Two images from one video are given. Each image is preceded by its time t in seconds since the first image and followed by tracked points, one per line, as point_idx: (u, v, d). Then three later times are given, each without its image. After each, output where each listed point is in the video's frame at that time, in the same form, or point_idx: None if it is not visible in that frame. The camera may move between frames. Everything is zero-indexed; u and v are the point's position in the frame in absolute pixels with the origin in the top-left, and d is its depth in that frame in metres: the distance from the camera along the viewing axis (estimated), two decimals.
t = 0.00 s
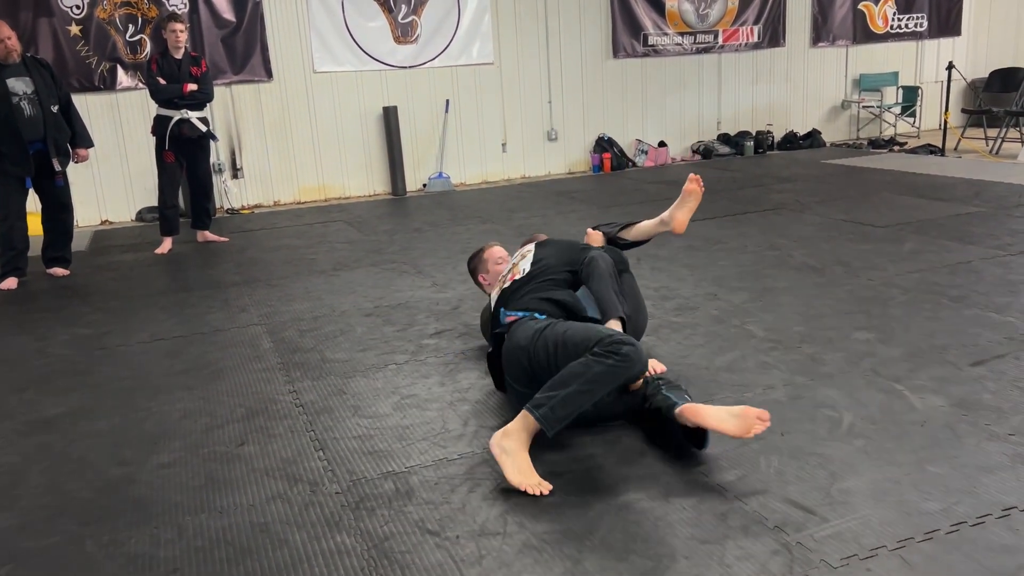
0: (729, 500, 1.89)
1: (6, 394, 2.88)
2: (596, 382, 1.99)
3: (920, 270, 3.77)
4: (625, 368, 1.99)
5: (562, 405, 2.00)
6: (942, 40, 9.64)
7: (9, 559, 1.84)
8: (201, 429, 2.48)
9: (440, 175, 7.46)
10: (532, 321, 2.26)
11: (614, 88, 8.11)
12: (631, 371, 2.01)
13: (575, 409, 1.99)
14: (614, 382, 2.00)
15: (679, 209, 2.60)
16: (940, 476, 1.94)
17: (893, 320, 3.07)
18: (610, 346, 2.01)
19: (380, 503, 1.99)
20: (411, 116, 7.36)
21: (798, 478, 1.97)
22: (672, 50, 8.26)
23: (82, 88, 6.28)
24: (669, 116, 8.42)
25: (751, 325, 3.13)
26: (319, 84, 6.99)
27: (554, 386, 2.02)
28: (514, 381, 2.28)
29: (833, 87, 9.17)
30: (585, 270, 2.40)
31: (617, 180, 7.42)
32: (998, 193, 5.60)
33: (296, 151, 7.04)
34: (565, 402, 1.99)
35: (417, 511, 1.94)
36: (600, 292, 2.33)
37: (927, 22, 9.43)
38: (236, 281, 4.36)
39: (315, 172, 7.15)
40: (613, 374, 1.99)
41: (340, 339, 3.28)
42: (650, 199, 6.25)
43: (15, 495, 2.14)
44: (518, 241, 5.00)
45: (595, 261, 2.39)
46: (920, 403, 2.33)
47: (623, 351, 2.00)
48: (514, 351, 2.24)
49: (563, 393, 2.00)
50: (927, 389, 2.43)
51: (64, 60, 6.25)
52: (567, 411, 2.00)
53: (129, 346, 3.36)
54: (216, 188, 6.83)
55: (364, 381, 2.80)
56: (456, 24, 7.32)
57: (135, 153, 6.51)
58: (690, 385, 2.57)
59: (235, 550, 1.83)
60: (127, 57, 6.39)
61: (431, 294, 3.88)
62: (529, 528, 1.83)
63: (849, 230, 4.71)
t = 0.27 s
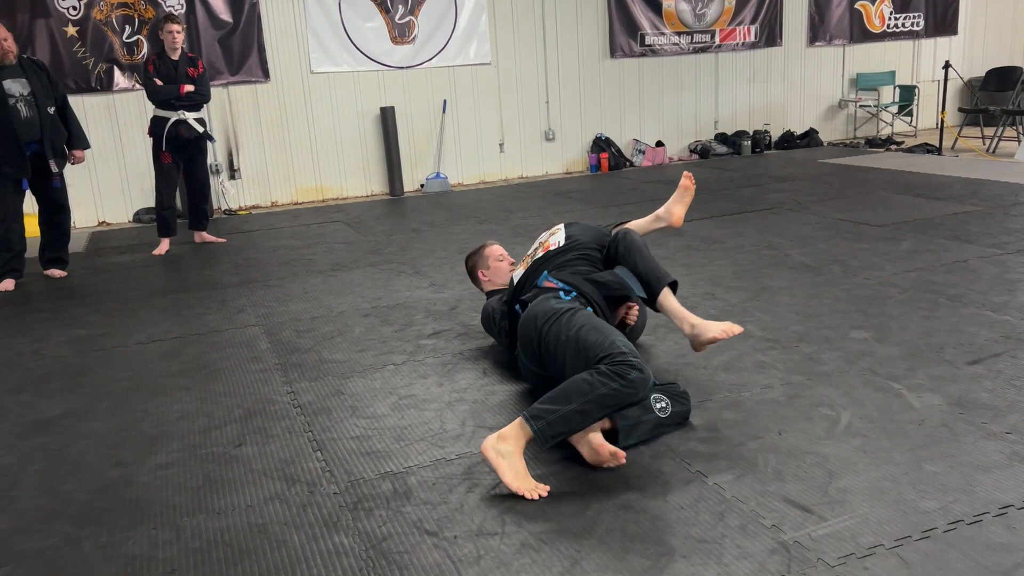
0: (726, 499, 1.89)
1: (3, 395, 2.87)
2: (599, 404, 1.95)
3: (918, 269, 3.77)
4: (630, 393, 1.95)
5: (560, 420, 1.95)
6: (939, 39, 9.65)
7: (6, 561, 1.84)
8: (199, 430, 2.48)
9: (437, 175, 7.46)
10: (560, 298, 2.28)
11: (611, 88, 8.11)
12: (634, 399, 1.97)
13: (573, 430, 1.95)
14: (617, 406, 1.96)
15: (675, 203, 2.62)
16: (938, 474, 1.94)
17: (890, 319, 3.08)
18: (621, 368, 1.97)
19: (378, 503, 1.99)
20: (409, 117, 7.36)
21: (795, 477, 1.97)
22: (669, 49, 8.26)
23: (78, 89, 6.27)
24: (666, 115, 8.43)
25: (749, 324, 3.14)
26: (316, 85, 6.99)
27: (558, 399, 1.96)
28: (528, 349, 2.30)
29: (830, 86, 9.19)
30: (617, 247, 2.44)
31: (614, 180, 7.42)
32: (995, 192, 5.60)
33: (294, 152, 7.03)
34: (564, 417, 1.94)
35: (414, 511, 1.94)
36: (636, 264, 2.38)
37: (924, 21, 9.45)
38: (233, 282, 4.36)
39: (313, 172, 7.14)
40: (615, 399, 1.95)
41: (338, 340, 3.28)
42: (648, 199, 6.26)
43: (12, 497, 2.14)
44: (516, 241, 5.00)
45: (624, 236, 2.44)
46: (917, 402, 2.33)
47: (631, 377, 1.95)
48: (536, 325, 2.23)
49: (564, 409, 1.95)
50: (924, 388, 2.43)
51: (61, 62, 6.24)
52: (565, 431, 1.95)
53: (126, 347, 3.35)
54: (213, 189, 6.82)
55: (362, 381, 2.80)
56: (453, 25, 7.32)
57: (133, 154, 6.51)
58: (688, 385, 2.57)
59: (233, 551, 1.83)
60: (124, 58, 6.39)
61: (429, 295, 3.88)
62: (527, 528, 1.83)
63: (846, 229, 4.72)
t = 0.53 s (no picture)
0: (724, 499, 1.89)
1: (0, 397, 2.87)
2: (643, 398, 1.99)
3: (915, 268, 3.78)
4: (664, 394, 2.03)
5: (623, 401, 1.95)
6: (935, 39, 9.67)
7: (3, 562, 1.83)
8: (197, 431, 2.48)
9: (435, 175, 7.46)
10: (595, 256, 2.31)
11: (608, 88, 8.12)
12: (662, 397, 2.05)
13: (618, 426, 1.95)
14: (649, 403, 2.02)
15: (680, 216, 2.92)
16: (935, 473, 1.94)
17: (887, 318, 3.08)
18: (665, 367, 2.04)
19: (375, 504, 1.99)
20: (406, 117, 7.36)
21: (792, 476, 1.97)
22: (667, 49, 8.27)
23: (75, 90, 6.27)
24: (663, 115, 8.43)
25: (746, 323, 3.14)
26: (314, 86, 6.99)
27: (617, 385, 1.96)
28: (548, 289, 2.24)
29: (827, 86, 9.20)
30: (631, 226, 2.62)
31: (612, 180, 7.43)
32: (992, 192, 5.61)
33: (291, 153, 7.03)
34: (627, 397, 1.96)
35: (412, 512, 1.94)
36: (654, 240, 2.58)
37: (921, 21, 9.46)
38: (231, 283, 4.36)
39: (310, 173, 7.14)
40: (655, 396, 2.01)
41: (336, 341, 3.28)
42: (645, 199, 6.26)
43: (9, 498, 2.13)
44: (513, 242, 5.00)
45: (639, 213, 2.63)
46: (915, 401, 2.34)
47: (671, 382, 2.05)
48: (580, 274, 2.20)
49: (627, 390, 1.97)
50: (921, 386, 2.44)
51: (58, 63, 6.24)
52: (608, 422, 1.96)
53: (123, 348, 3.35)
54: (210, 190, 6.82)
55: (360, 382, 2.80)
56: (450, 25, 7.32)
57: (130, 155, 6.50)
58: (686, 385, 2.57)
59: (231, 552, 1.83)
60: (121, 59, 6.38)
61: (426, 295, 3.88)
62: (525, 528, 1.83)
63: (844, 229, 4.72)
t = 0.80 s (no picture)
0: (723, 499, 1.90)
1: None
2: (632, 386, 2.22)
3: (912, 267, 3.78)
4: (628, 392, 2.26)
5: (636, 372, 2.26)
6: (933, 38, 9.68)
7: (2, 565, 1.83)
8: (195, 434, 2.48)
9: (433, 176, 7.45)
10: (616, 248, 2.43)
11: (606, 89, 8.12)
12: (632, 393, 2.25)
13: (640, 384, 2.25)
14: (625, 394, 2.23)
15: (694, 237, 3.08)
16: (934, 472, 1.94)
17: (885, 317, 3.08)
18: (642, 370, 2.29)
19: (375, 505, 1.99)
20: (404, 118, 7.35)
21: (791, 476, 1.97)
22: (664, 50, 8.27)
23: (73, 92, 6.26)
24: (661, 116, 8.44)
25: (744, 323, 3.14)
26: (311, 87, 6.99)
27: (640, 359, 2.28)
28: (592, 256, 2.28)
29: (824, 86, 9.21)
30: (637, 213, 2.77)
31: (609, 180, 7.43)
32: (990, 191, 5.62)
33: (289, 154, 7.02)
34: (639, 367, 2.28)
35: (412, 513, 1.94)
36: (659, 223, 2.73)
37: (918, 21, 9.47)
38: (229, 285, 4.36)
39: (308, 175, 7.14)
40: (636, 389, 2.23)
41: (334, 342, 3.27)
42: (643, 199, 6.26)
43: (8, 500, 2.13)
44: (511, 242, 5.00)
45: (643, 199, 2.79)
46: (913, 400, 2.34)
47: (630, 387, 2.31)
48: (625, 261, 2.33)
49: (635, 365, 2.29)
50: (919, 386, 2.44)
51: (55, 65, 6.23)
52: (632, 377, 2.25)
53: (121, 350, 3.35)
54: (208, 192, 6.81)
55: (359, 384, 2.80)
56: (448, 26, 7.32)
57: (127, 157, 6.50)
58: (684, 385, 2.57)
59: (230, 554, 1.83)
60: (118, 61, 6.38)
61: (425, 296, 3.88)
62: (525, 528, 1.83)
63: (842, 228, 4.73)
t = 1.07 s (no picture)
0: (722, 500, 1.90)
1: None
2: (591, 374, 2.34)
3: (910, 267, 3.79)
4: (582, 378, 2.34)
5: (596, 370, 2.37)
6: (930, 39, 9.69)
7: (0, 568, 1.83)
8: (194, 436, 2.47)
9: (431, 178, 7.45)
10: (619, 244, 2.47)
11: (604, 90, 8.12)
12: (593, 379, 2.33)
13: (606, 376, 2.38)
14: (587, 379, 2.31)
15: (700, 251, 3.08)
16: (933, 473, 1.95)
17: (884, 318, 3.09)
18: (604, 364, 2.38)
19: (374, 507, 1.99)
20: (402, 119, 7.35)
21: (790, 477, 1.97)
22: (662, 51, 8.28)
23: (70, 94, 6.26)
24: (658, 117, 8.44)
25: (742, 324, 3.15)
26: (310, 89, 6.98)
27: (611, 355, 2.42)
28: (599, 248, 2.30)
29: (822, 86, 9.22)
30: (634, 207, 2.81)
31: (607, 181, 7.43)
32: (988, 191, 5.62)
33: (287, 156, 7.02)
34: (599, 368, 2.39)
35: (411, 515, 1.94)
36: (654, 214, 2.76)
37: (915, 21, 9.49)
38: (227, 287, 4.35)
39: (306, 176, 7.14)
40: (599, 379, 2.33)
41: (333, 344, 3.27)
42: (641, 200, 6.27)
43: (7, 503, 2.13)
44: (510, 244, 5.00)
45: (640, 195, 2.84)
46: (912, 401, 2.34)
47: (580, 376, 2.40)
48: (626, 262, 2.36)
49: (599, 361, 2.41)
50: (918, 386, 2.44)
51: (53, 67, 6.23)
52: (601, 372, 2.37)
53: (119, 353, 3.34)
54: (206, 194, 6.80)
55: (358, 385, 2.80)
56: (446, 28, 7.32)
57: (125, 159, 6.49)
58: (683, 386, 2.57)
59: (229, 556, 1.82)
60: (116, 63, 6.37)
61: (424, 297, 3.88)
62: (524, 530, 1.83)
63: (839, 229, 4.73)
